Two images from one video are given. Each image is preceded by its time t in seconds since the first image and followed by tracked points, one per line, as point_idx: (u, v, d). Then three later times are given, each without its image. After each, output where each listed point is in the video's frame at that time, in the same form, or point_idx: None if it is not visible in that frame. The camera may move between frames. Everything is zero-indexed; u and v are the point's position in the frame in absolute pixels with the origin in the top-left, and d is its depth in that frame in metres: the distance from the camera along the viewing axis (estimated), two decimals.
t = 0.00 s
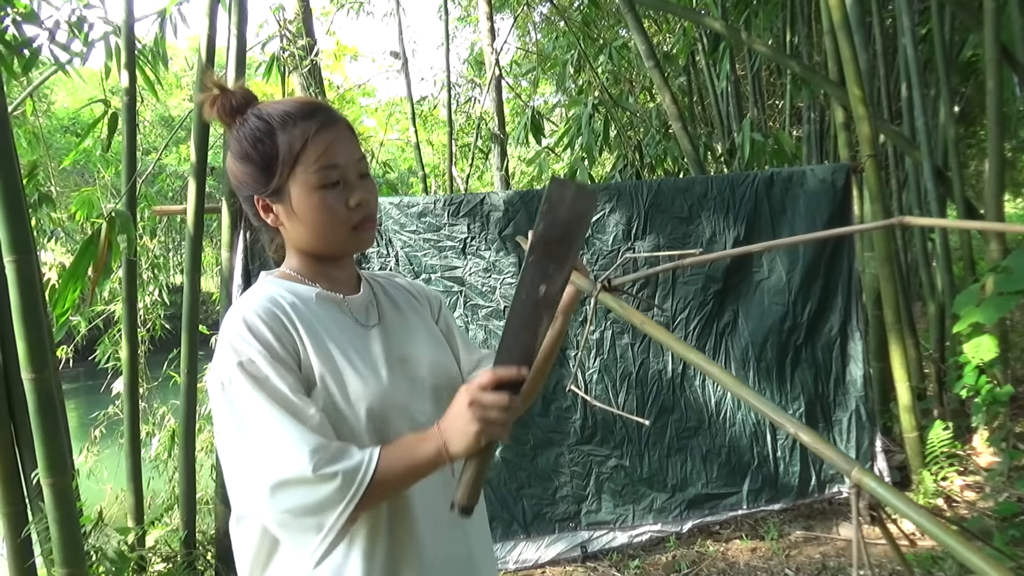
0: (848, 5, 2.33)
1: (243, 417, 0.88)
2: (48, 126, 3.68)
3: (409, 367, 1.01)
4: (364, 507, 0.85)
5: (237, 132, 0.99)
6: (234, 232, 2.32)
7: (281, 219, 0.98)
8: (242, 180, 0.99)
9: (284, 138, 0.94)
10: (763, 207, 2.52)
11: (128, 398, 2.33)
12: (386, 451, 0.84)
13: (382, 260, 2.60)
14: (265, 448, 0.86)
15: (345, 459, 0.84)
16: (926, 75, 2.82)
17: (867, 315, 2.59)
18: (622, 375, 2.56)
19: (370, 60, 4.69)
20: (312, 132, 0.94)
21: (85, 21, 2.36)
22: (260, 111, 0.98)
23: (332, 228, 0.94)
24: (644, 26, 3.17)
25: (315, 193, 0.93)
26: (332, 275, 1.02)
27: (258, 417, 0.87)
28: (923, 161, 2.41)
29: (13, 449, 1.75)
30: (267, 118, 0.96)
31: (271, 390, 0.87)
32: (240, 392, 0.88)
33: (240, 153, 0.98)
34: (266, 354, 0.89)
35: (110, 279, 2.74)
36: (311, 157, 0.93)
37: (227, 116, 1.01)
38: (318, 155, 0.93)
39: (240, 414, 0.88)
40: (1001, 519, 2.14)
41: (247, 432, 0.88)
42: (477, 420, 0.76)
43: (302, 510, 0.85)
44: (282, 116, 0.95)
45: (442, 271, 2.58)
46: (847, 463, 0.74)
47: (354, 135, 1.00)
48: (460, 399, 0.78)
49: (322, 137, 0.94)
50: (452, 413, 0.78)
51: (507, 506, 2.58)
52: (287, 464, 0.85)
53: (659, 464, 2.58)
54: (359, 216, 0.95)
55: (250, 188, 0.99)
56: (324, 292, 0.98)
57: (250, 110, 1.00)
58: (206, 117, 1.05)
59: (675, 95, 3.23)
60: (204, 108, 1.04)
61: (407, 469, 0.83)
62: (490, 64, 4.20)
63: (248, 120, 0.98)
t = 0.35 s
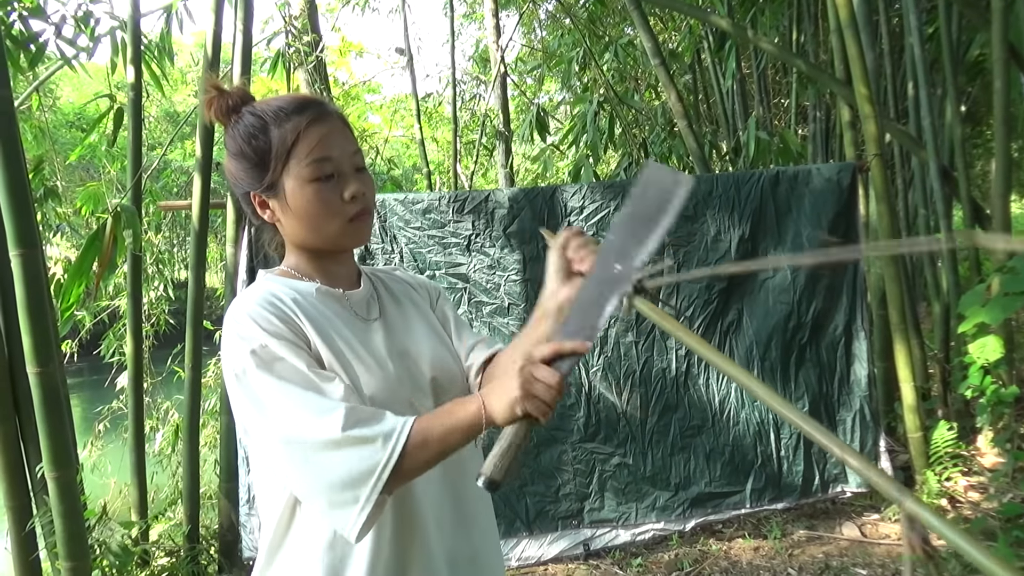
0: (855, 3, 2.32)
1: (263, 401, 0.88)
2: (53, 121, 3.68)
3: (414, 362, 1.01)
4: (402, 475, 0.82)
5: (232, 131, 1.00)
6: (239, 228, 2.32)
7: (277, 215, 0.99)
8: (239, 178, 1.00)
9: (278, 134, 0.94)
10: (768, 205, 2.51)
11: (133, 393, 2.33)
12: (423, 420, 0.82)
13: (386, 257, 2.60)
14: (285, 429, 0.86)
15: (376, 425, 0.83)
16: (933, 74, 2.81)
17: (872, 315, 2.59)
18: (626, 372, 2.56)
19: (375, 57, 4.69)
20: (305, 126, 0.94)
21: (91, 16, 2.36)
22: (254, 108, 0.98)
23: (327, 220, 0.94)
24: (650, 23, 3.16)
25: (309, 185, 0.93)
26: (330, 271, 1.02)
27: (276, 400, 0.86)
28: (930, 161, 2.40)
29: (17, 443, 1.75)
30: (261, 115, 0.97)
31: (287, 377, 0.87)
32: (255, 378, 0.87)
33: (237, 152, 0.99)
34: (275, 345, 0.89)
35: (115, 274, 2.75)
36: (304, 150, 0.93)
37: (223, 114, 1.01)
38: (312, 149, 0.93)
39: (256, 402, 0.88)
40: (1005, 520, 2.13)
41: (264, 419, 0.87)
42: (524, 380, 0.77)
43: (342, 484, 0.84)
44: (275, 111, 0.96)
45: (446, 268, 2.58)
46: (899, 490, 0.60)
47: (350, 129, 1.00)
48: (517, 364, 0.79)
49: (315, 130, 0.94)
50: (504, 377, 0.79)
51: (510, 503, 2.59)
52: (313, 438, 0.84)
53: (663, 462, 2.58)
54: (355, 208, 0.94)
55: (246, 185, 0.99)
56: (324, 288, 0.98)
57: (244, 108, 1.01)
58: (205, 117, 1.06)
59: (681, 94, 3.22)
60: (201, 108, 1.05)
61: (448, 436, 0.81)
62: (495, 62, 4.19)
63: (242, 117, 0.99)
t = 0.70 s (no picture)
0: None
1: (262, 390, 0.87)
2: (57, 117, 3.68)
3: (418, 357, 1.01)
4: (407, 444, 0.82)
5: (239, 123, 1.00)
6: (242, 223, 2.32)
7: (282, 207, 0.99)
8: (245, 169, 1.00)
9: (285, 125, 0.94)
10: (772, 202, 2.51)
11: (136, 389, 2.34)
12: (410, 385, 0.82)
13: (389, 253, 2.59)
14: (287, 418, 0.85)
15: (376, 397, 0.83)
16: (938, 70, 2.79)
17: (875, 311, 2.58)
18: (629, 368, 2.56)
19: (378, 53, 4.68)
20: (311, 118, 0.94)
21: (95, 11, 2.36)
22: (261, 100, 0.98)
23: (332, 213, 0.94)
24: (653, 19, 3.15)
25: (315, 177, 0.93)
26: (335, 265, 1.02)
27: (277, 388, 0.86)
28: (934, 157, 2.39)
29: (22, 438, 1.76)
30: (267, 106, 0.97)
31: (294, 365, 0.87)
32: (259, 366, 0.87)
33: (243, 143, 0.99)
34: (282, 336, 0.89)
35: (119, 270, 2.75)
36: (310, 142, 0.93)
37: (230, 106, 1.01)
38: (318, 140, 0.93)
39: (259, 394, 0.87)
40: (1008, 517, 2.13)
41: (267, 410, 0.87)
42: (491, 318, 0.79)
43: (347, 461, 0.83)
44: (282, 103, 0.96)
45: (449, 263, 2.58)
46: (907, 463, 0.61)
47: (356, 121, 1.00)
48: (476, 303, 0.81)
49: (322, 122, 0.94)
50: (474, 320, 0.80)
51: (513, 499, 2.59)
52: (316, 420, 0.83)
53: (666, 459, 2.58)
54: (360, 201, 0.94)
55: (252, 176, 0.99)
56: (330, 282, 0.98)
57: (251, 99, 1.01)
58: (211, 109, 1.06)
59: (684, 90, 3.22)
60: (209, 100, 1.05)
61: (443, 394, 0.81)
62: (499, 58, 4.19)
63: (250, 108, 0.99)
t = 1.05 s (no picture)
0: None
1: (266, 396, 0.88)
2: (59, 115, 3.68)
3: (420, 355, 1.01)
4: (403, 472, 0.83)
5: (243, 119, 0.99)
6: (244, 221, 2.32)
7: (285, 204, 0.99)
8: (248, 165, 1.00)
9: (289, 121, 0.94)
10: (774, 200, 2.51)
11: (138, 387, 2.34)
12: (415, 411, 0.82)
13: (391, 251, 2.60)
14: (291, 427, 0.86)
15: (379, 418, 0.84)
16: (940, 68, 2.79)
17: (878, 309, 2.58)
18: (631, 367, 2.56)
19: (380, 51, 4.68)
20: (316, 115, 0.94)
21: (97, 10, 2.36)
22: (265, 96, 0.98)
23: (336, 209, 0.94)
24: (655, 17, 3.15)
25: (320, 173, 0.93)
26: (336, 262, 1.02)
27: (283, 397, 0.87)
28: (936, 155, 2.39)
29: (24, 436, 1.76)
30: (272, 102, 0.96)
31: (299, 374, 0.88)
32: (264, 371, 0.87)
33: (246, 139, 0.99)
34: (284, 335, 0.89)
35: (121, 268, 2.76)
36: (315, 138, 0.93)
37: (232, 103, 1.01)
38: (323, 137, 0.93)
39: (261, 399, 0.88)
40: (1010, 516, 2.14)
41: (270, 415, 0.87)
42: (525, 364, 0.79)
43: (342, 477, 0.84)
44: (287, 99, 0.95)
45: (451, 262, 2.58)
46: (911, 476, 0.73)
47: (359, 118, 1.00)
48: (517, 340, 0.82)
49: (327, 118, 0.94)
50: (508, 355, 0.81)
51: (514, 497, 2.59)
52: (318, 433, 0.84)
53: (667, 457, 2.58)
54: (365, 197, 0.95)
55: (255, 172, 0.99)
56: (332, 279, 0.98)
57: (253, 96, 1.01)
58: (212, 106, 1.06)
59: (686, 87, 3.21)
60: (210, 97, 1.04)
61: (450, 422, 0.82)
62: (500, 56, 4.18)
63: (253, 105, 0.98)
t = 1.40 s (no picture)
0: None
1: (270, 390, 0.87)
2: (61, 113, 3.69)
3: (421, 354, 1.01)
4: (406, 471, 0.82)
5: (241, 120, 0.98)
6: (246, 220, 2.32)
7: (285, 205, 0.98)
8: (246, 166, 0.99)
9: (289, 124, 0.94)
10: (776, 199, 2.50)
11: (140, 385, 2.34)
12: (424, 414, 0.82)
13: (393, 250, 2.60)
14: (293, 420, 0.85)
15: (383, 415, 0.83)
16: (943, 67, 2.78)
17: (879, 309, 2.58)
18: (633, 367, 2.56)
19: (381, 50, 4.68)
20: (316, 118, 0.93)
21: (99, 8, 2.36)
22: (263, 97, 0.97)
23: (335, 213, 0.94)
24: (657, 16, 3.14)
25: (319, 177, 0.93)
26: (338, 262, 1.02)
27: (286, 389, 0.86)
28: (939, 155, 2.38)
29: (26, 434, 1.76)
30: (271, 104, 0.96)
31: (302, 368, 0.87)
32: (268, 364, 0.87)
33: (244, 140, 0.98)
34: (288, 332, 0.88)
35: (123, 266, 2.76)
36: (315, 142, 0.93)
37: (232, 102, 1.00)
38: (323, 140, 0.93)
39: (264, 393, 0.88)
40: (1012, 516, 2.14)
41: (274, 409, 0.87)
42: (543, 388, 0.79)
43: (343, 473, 0.83)
44: (286, 100, 0.95)
45: (452, 261, 2.59)
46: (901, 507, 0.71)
47: (358, 120, 0.99)
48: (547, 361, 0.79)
49: (327, 121, 0.94)
50: (529, 373, 0.80)
51: (516, 496, 2.59)
52: (320, 427, 0.84)
53: (669, 457, 2.57)
54: (363, 201, 0.95)
55: (254, 173, 0.98)
56: (335, 277, 0.98)
57: (252, 96, 1.00)
58: (211, 107, 1.05)
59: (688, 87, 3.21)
60: (209, 96, 1.04)
61: (460, 434, 0.81)
62: (502, 54, 4.18)
63: (251, 107, 0.98)
